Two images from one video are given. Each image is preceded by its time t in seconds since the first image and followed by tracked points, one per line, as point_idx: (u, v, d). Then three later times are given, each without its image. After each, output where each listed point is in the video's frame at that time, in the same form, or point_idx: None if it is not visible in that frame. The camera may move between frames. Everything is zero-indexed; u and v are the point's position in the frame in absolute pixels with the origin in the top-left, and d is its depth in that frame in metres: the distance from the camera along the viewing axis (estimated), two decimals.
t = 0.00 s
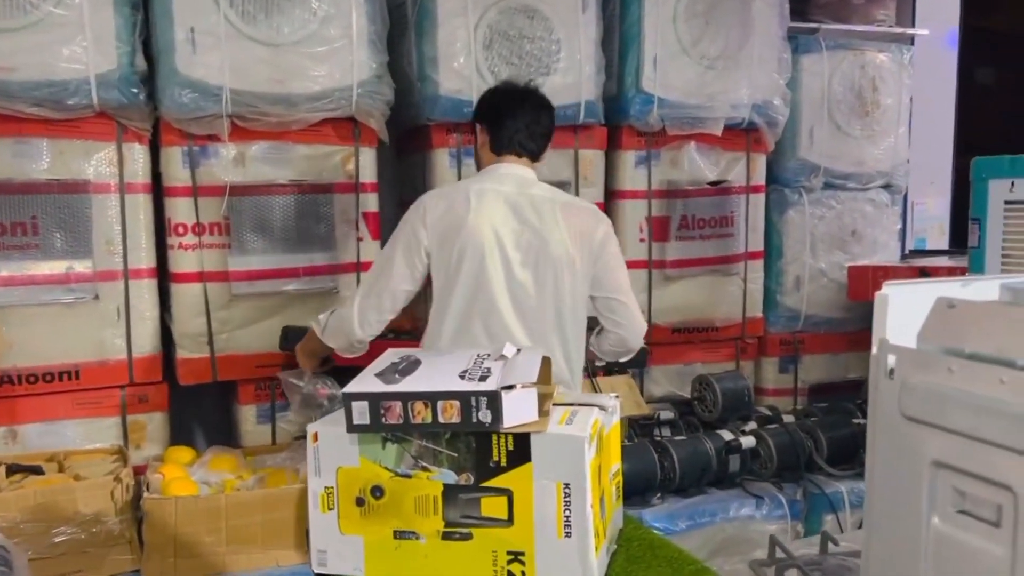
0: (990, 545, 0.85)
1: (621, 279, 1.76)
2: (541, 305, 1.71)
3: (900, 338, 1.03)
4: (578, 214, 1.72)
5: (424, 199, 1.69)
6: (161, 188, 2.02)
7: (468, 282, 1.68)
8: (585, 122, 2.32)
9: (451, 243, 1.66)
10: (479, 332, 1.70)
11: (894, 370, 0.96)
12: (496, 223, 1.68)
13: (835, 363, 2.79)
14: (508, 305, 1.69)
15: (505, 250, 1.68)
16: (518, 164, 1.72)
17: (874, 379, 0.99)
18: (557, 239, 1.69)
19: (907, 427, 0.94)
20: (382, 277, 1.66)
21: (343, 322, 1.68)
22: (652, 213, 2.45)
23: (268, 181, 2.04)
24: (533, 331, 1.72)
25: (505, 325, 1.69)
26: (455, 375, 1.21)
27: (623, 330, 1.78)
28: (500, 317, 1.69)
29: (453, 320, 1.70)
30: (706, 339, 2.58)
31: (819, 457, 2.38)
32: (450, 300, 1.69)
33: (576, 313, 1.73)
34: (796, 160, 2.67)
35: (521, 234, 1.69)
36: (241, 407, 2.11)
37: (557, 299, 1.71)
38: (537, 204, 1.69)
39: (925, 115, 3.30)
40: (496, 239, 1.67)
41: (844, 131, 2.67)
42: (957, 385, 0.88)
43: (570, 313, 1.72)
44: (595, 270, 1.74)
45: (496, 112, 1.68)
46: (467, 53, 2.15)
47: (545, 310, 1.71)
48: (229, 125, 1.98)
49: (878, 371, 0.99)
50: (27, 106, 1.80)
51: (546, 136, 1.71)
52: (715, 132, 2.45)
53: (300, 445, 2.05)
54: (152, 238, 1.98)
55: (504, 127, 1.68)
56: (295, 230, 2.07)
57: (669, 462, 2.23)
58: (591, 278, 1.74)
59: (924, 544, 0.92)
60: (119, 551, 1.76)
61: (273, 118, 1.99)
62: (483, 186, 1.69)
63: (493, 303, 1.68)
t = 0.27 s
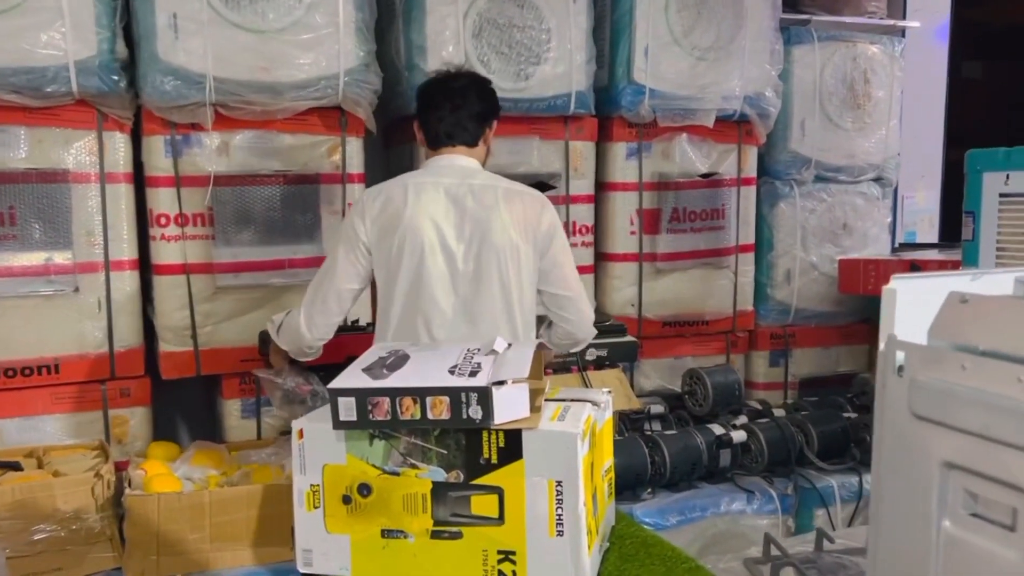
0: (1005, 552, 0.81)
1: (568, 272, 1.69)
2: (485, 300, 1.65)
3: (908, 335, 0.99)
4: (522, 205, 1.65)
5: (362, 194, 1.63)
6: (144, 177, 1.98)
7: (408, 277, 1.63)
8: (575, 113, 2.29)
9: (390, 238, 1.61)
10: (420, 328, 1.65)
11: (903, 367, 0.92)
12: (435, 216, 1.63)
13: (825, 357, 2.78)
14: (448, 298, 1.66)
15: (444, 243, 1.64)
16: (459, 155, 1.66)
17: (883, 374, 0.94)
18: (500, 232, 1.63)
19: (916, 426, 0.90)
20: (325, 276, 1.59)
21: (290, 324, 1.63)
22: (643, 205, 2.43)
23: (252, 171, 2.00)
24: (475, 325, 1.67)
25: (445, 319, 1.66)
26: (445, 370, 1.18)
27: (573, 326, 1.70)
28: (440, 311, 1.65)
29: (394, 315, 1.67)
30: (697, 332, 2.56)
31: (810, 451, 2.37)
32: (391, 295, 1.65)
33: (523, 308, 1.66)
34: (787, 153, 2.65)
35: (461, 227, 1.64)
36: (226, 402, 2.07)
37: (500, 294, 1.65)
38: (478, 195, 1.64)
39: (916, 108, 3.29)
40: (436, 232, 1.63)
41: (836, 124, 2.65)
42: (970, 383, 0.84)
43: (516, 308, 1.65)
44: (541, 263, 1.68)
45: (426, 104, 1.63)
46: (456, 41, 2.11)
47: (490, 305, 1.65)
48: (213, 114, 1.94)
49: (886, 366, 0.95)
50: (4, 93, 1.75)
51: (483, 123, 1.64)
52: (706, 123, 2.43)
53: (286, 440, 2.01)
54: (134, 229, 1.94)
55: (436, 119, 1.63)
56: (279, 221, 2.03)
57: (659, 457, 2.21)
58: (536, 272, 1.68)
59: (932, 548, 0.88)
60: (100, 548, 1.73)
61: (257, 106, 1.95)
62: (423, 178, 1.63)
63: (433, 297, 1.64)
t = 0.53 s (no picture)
0: None
1: (556, 255, 1.67)
2: (477, 287, 1.59)
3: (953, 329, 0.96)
4: (515, 190, 1.60)
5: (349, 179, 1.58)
6: (127, 162, 1.92)
7: (395, 263, 1.58)
8: (571, 99, 2.24)
9: (377, 223, 1.56)
10: (408, 316, 1.60)
11: (950, 365, 0.89)
12: (424, 200, 1.57)
13: (820, 347, 2.75)
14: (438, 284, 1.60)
15: (433, 229, 1.58)
16: (448, 139, 1.60)
17: (926, 372, 0.91)
18: (492, 217, 1.57)
19: (964, 427, 0.86)
20: (314, 265, 1.56)
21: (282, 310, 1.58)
22: (639, 193, 2.39)
23: (240, 156, 1.94)
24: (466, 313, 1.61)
25: (435, 306, 1.60)
26: (446, 362, 1.14)
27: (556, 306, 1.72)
28: (429, 298, 1.60)
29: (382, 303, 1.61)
30: (692, 323, 2.53)
31: (807, 443, 2.35)
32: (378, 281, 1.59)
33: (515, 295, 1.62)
34: (783, 141, 2.61)
35: (452, 212, 1.58)
36: (213, 393, 2.01)
37: (493, 282, 1.59)
38: (468, 179, 1.58)
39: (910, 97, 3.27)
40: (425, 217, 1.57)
41: (833, 112, 2.62)
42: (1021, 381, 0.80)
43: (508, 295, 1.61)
44: (531, 248, 1.64)
45: (416, 86, 1.58)
46: (450, 24, 2.06)
47: (482, 293, 1.60)
48: (199, 97, 1.88)
49: (930, 364, 0.91)
50: None
51: (472, 107, 1.58)
52: (704, 111, 2.38)
53: (275, 433, 1.96)
54: (117, 215, 1.88)
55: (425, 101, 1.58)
56: (267, 208, 1.98)
57: (655, 449, 2.18)
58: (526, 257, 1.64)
59: (983, 555, 0.85)
60: (83, 544, 1.67)
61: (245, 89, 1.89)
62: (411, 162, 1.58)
63: (422, 284, 1.59)
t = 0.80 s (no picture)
0: None
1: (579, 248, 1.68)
2: (501, 273, 1.59)
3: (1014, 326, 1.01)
4: (543, 179, 1.60)
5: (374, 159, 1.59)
6: (116, 143, 1.86)
7: (416, 244, 1.58)
8: (571, 82, 2.20)
9: (401, 203, 1.56)
10: (429, 299, 1.60)
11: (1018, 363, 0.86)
12: (450, 183, 1.57)
13: (817, 335, 2.73)
14: (460, 269, 1.60)
15: (458, 212, 1.57)
16: (477, 123, 1.60)
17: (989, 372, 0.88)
18: (519, 205, 1.57)
19: None
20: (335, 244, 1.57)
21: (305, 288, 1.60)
22: (638, 178, 2.35)
23: (233, 138, 1.88)
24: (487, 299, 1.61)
25: (455, 290, 1.60)
26: (456, 353, 1.10)
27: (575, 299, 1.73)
28: (450, 283, 1.59)
29: (402, 286, 1.60)
30: (690, 310, 2.50)
31: (805, 432, 2.33)
32: (399, 263, 1.59)
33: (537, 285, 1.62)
34: (783, 127, 2.58)
35: (478, 197, 1.57)
36: (204, 380, 1.96)
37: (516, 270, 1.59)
38: (495, 164, 1.58)
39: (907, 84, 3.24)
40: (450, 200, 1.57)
41: (833, 97, 2.59)
42: None
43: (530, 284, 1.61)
44: (556, 239, 1.64)
45: (450, 68, 1.57)
46: (448, 3, 2.01)
47: (505, 280, 1.59)
48: (191, 76, 1.82)
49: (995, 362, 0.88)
50: None
51: (502, 95, 1.56)
52: (705, 95, 2.35)
53: (269, 422, 1.92)
54: (106, 198, 1.82)
55: (457, 84, 1.56)
56: (261, 191, 1.92)
57: (654, 438, 2.16)
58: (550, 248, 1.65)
59: None
60: (72, 536, 1.62)
61: (238, 69, 1.84)
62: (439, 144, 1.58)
63: (445, 268, 1.59)
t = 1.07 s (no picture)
0: None
1: (596, 234, 1.73)
2: (518, 254, 1.65)
3: None
4: (567, 164, 1.64)
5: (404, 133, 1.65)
6: (106, 119, 1.81)
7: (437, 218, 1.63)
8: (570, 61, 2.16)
9: (426, 177, 1.62)
10: (446, 274, 1.65)
11: None
12: (475, 160, 1.61)
13: (811, 319, 2.73)
14: (479, 247, 1.64)
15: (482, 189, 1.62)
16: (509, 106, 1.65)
17: None
18: (542, 189, 1.61)
19: None
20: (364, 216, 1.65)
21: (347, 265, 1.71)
22: (637, 160, 2.33)
23: (226, 114, 1.84)
24: (503, 278, 1.67)
25: (471, 266, 1.65)
26: (468, 336, 1.07)
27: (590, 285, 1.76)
28: (467, 260, 1.64)
29: (420, 260, 1.65)
30: (686, 294, 2.49)
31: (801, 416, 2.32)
32: (419, 237, 1.64)
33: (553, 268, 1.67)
34: (780, 109, 2.56)
35: (502, 177, 1.61)
36: (196, 362, 1.92)
37: (534, 252, 1.65)
38: (522, 145, 1.62)
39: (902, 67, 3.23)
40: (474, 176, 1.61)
41: (831, 80, 2.57)
42: None
43: (546, 268, 1.66)
44: (574, 224, 1.69)
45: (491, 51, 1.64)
46: None
47: (521, 262, 1.65)
48: (183, 50, 1.78)
49: None
50: None
51: (538, 81, 1.62)
52: (704, 76, 2.32)
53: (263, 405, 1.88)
54: (96, 175, 1.77)
55: (496, 66, 1.63)
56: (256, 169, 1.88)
57: (652, 422, 2.14)
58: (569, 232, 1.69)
59: None
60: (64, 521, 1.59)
61: (232, 43, 1.79)
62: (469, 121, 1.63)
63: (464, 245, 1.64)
